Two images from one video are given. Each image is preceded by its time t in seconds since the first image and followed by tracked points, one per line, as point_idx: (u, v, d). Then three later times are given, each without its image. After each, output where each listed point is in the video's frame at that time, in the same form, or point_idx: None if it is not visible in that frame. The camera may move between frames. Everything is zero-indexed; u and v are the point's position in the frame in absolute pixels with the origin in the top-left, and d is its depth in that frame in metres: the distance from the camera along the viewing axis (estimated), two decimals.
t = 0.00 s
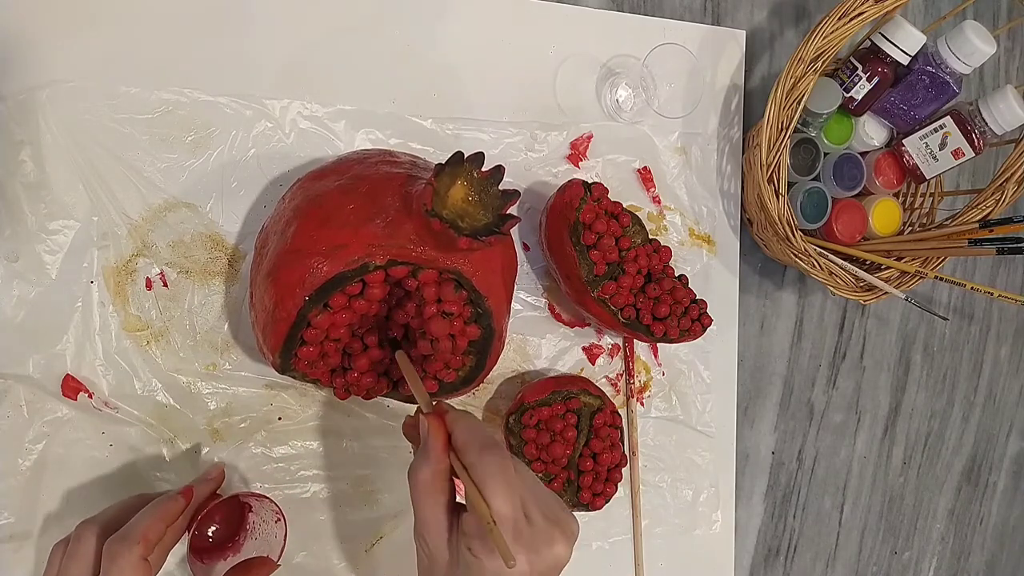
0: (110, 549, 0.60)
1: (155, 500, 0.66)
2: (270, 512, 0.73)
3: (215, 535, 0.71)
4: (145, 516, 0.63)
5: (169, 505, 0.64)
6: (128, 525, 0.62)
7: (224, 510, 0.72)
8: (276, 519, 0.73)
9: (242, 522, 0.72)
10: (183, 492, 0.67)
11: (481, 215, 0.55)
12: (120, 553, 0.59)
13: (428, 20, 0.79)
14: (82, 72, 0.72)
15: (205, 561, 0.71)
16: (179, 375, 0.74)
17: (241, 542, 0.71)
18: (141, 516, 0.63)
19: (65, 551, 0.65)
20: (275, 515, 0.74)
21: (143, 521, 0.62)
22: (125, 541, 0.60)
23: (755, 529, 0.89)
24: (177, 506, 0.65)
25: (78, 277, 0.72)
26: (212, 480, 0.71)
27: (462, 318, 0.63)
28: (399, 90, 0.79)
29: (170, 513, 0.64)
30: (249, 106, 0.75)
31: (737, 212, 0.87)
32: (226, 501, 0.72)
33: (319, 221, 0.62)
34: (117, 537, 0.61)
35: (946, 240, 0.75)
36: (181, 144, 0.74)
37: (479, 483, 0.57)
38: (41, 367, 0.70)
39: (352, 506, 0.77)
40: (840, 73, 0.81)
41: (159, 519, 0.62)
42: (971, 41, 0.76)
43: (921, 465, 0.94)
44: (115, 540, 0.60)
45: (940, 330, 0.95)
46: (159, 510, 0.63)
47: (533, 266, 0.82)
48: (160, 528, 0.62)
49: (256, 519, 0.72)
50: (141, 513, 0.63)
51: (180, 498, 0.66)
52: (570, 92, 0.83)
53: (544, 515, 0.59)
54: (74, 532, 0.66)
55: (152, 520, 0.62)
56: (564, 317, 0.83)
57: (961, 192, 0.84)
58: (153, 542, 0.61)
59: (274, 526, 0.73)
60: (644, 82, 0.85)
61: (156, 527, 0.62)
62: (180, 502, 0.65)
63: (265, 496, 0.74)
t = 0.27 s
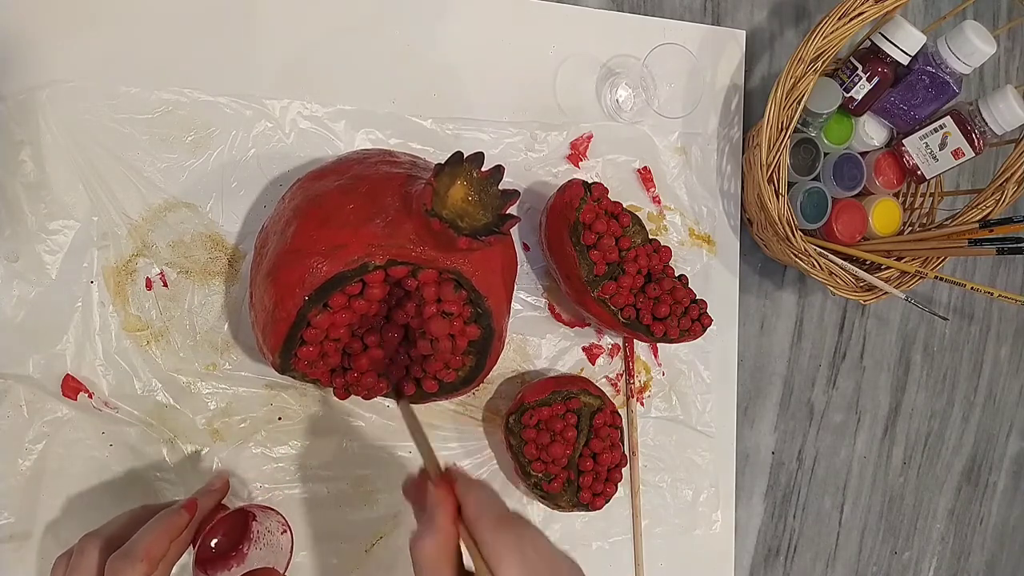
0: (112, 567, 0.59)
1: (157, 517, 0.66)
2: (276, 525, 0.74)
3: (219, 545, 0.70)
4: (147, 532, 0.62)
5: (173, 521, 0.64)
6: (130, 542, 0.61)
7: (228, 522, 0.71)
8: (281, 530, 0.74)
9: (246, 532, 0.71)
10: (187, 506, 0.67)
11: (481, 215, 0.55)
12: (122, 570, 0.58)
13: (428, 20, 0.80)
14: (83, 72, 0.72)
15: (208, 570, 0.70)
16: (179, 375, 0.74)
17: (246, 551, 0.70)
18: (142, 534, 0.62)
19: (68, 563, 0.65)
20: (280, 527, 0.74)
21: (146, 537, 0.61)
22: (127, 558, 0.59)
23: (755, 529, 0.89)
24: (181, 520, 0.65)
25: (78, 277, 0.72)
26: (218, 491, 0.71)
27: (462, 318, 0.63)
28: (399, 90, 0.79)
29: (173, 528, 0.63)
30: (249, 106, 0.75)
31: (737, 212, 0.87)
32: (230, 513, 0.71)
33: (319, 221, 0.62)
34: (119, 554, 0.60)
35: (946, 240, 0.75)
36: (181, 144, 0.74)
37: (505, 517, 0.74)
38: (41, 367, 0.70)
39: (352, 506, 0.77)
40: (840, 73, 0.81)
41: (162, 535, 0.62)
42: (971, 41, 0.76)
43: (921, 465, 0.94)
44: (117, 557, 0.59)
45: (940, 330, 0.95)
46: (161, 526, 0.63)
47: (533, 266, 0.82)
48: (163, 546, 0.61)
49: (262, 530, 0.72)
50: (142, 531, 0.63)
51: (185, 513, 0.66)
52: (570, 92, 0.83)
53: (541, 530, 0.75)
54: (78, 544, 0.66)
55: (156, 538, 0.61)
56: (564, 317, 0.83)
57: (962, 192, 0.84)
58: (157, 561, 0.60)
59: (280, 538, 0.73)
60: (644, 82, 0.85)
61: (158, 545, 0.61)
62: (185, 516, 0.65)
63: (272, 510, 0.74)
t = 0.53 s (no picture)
0: None
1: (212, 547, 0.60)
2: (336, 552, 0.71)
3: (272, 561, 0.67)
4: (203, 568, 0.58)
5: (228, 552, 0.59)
6: None
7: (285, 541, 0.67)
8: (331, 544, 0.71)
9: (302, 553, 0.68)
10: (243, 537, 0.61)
11: (481, 215, 0.55)
12: None
13: (428, 20, 0.80)
14: (83, 72, 0.72)
15: None
16: (179, 375, 0.74)
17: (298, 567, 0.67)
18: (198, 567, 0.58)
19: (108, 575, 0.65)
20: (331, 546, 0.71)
21: None
22: None
23: (755, 529, 0.89)
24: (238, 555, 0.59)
25: (78, 277, 0.72)
26: (280, 518, 0.67)
27: (462, 319, 0.63)
28: (399, 91, 0.79)
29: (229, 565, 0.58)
30: (249, 106, 0.75)
31: (737, 212, 0.87)
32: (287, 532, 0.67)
33: (319, 221, 0.62)
34: None
35: (946, 240, 0.75)
36: (181, 144, 0.74)
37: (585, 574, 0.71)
38: (41, 367, 0.70)
39: (352, 506, 0.77)
40: (840, 73, 0.81)
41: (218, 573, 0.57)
42: (971, 41, 0.76)
43: (921, 465, 0.94)
44: None
45: (940, 330, 0.95)
46: (218, 561, 0.58)
47: (533, 266, 0.82)
48: None
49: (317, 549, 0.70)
50: (198, 565, 0.58)
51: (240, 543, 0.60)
52: (570, 92, 0.83)
53: None
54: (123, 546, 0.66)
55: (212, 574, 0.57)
56: (564, 317, 0.83)
57: (962, 192, 0.84)
58: None
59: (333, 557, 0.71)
60: (644, 82, 0.85)
61: None
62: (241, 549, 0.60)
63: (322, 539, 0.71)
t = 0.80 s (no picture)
0: (131, 558, 0.60)
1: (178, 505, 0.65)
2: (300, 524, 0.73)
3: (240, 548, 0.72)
4: (168, 522, 0.62)
5: (191, 513, 0.63)
6: (151, 531, 0.62)
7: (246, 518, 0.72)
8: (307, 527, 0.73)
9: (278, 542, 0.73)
10: (206, 496, 0.66)
11: (481, 215, 0.55)
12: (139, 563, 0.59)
13: (428, 20, 0.80)
14: (83, 72, 0.72)
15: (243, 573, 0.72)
16: (179, 375, 0.74)
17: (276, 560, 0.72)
18: (162, 522, 0.62)
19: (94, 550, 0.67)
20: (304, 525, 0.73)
21: (163, 529, 0.61)
22: (144, 552, 0.60)
23: (755, 529, 0.89)
24: (200, 513, 0.63)
25: (78, 277, 0.72)
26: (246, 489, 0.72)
27: (462, 318, 0.63)
28: (399, 91, 0.79)
29: (191, 520, 0.62)
30: (249, 106, 0.75)
31: (737, 212, 0.87)
32: (251, 505, 0.72)
33: (319, 221, 0.62)
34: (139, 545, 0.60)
35: (946, 240, 0.75)
36: (181, 144, 0.74)
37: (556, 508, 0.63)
38: (41, 367, 0.70)
39: (353, 506, 0.77)
40: (840, 73, 0.81)
41: (179, 526, 0.62)
42: (971, 41, 0.76)
43: (921, 465, 0.94)
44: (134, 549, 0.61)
45: (940, 329, 0.95)
46: (182, 516, 0.62)
47: (533, 266, 0.82)
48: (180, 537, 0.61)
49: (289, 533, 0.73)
50: (164, 519, 0.63)
51: (202, 504, 0.64)
52: (570, 92, 0.83)
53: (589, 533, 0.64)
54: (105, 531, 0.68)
55: (173, 529, 0.61)
56: (564, 317, 0.83)
57: (962, 192, 0.84)
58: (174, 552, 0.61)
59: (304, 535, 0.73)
60: (644, 82, 0.85)
61: (176, 538, 0.61)
62: (203, 508, 0.64)
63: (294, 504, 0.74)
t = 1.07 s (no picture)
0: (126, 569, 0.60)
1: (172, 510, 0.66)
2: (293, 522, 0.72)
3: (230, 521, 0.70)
4: (159, 532, 0.62)
5: (187, 519, 0.64)
6: (141, 544, 0.62)
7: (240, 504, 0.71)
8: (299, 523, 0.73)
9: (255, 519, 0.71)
10: (201, 500, 0.67)
11: (481, 216, 0.55)
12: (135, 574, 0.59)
13: (428, 20, 0.80)
14: (83, 72, 0.72)
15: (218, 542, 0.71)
16: (179, 375, 0.74)
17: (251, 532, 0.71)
18: (156, 534, 0.62)
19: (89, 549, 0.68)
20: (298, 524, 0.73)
21: (162, 534, 0.62)
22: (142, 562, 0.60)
23: (755, 529, 0.89)
24: (194, 518, 0.64)
25: (78, 277, 0.72)
26: (237, 483, 0.71)
27: (462, 318, 0.63)
28: (399, 91, 0.79)
29: (186, 527, 0.63)
30: (249, 106, 0.75)
31: (737, 212, 0.87)
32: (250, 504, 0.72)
33: (319, 221, 0.62)
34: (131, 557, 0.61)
35: (946, 240, 0.75)
36: (181, 144, 0.74)
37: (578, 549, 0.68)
38: (40, 367, 0.70)
39: (353, 506, 0.77)
40: (840, 73, 0.81)
41: (173, 536, 0.62)
42: (971, 41, 0.76)
43: (921, 465, 0.94)
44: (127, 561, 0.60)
45: (940, 329, 0.95)
46: (174, 524, 0.63)
47: (533, 266, 0.82)
48: (177, 541, 0.62)
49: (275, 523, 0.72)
50: (153, 532, 0.63)
51: (198, 508, 0.65)
52: (570, 92, 0.83)
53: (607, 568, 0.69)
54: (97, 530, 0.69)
55: (170, 537, 0.62)
56: (564, 317, 0.83)
57: (962, 192, 0.84)
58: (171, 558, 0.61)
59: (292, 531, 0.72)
60: (644, 82, 0.85)
61: (171, 544, 0.61)
62: (198, 512, 0.65)
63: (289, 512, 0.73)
